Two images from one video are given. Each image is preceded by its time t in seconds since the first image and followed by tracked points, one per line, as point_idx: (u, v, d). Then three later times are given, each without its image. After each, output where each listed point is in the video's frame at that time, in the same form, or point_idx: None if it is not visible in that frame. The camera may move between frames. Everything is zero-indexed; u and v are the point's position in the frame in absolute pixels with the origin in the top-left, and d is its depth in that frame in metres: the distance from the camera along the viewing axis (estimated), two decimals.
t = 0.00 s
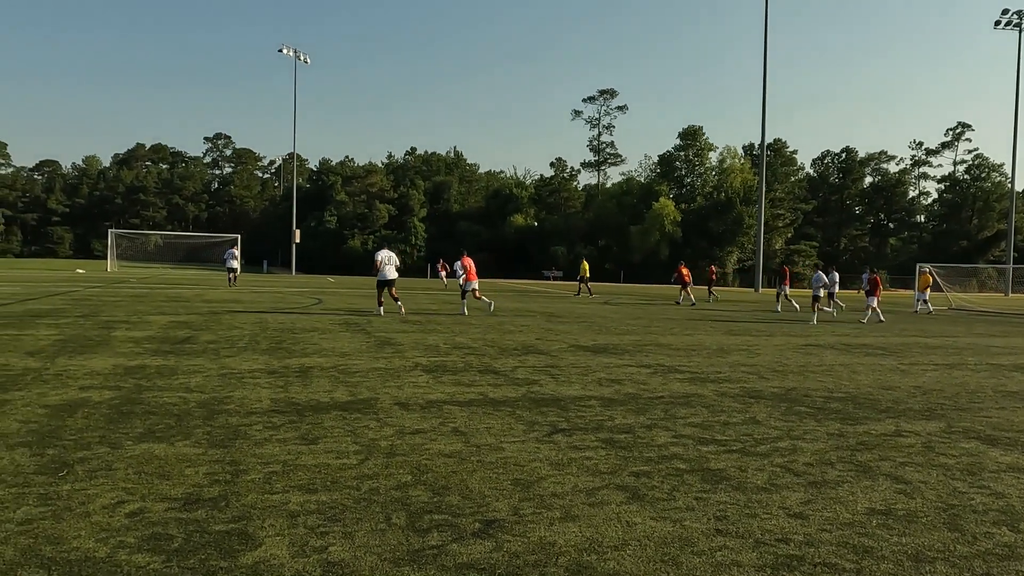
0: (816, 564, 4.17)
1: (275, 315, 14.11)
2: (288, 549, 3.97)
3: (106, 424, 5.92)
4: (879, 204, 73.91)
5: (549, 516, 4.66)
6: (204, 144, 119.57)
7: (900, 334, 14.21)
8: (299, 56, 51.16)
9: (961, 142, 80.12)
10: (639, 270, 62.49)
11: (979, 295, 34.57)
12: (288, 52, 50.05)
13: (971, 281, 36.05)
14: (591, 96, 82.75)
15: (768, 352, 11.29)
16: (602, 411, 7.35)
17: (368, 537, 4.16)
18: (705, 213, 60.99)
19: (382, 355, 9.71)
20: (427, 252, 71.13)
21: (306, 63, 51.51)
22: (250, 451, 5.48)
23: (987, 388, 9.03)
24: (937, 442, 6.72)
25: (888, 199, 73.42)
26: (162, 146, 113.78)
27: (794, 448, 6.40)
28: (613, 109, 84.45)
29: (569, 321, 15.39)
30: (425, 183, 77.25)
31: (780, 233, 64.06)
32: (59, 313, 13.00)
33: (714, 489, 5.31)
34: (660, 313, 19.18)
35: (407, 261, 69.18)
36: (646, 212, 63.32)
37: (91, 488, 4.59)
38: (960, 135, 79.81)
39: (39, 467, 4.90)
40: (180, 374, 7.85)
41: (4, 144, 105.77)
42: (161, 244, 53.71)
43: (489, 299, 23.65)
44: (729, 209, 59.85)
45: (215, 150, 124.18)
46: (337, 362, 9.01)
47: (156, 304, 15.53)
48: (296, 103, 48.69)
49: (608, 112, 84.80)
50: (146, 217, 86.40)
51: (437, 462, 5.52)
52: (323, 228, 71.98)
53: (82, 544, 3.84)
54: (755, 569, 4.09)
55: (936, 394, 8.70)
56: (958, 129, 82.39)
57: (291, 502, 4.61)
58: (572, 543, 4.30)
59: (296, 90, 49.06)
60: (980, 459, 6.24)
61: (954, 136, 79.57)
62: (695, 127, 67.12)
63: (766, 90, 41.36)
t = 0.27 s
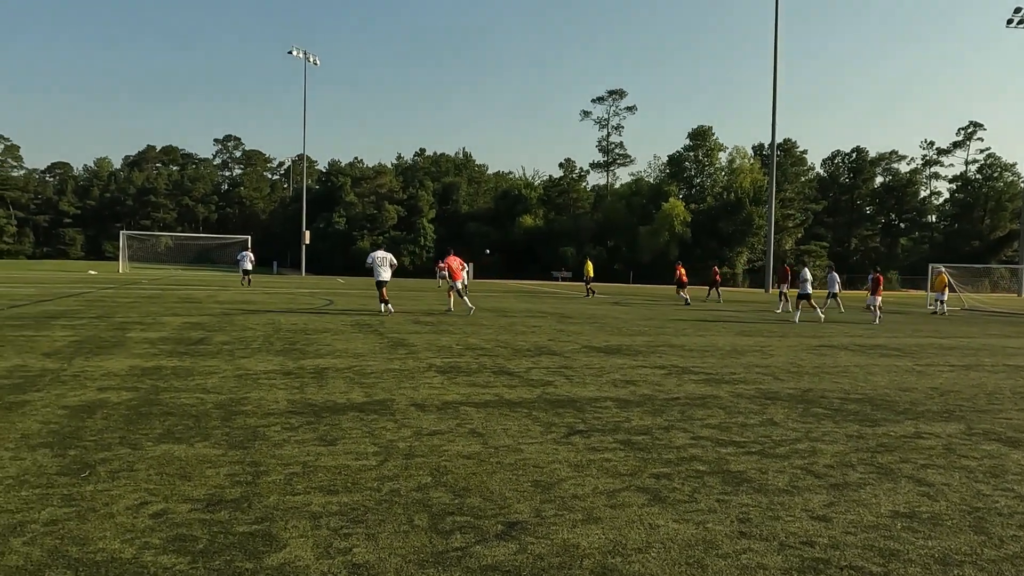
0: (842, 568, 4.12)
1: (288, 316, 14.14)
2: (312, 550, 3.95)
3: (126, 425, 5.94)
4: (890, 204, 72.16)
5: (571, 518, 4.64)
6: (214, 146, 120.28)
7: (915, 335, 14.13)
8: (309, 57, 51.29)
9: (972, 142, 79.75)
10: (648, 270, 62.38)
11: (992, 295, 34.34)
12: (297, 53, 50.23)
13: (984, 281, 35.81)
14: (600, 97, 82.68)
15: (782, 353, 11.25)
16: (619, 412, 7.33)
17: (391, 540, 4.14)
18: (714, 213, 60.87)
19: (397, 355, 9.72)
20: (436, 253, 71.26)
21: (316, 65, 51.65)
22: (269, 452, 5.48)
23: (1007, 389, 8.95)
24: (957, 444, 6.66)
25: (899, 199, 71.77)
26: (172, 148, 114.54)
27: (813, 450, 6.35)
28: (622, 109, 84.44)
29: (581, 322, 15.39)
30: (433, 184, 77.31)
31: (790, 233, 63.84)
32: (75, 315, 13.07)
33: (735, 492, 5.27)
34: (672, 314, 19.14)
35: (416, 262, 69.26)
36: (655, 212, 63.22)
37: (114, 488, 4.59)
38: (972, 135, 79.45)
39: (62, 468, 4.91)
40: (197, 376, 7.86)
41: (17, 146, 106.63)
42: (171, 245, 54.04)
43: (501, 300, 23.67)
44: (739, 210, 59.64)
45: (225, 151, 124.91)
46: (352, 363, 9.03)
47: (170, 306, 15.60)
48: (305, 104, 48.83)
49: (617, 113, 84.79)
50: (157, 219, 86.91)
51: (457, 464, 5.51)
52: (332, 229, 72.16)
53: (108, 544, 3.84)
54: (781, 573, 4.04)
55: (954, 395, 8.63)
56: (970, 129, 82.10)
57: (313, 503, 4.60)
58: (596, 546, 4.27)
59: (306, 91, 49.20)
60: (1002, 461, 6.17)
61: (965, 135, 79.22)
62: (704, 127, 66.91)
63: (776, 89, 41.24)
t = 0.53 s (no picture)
0: (866, 570, 4.07)
1: (300, 317, 14.18)
2: (333, 550, 3.93)
3: (143, 425, 5.95)
4: (901, 204, 72.36)
5: (590, 519, 4.62)
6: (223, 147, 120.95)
7: (931, 336, 14.03)
8: (317, 59, 51.50)
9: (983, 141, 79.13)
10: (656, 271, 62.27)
11: (1005, 296, 34.12)
12: (305, 55, 50.43)
13: (996, 281, 35.54)
14: (607, 98, 82.70)
15: (795, 354, 11.19)
16: (634, 412, 7.31)
17: (411, 540, 4.13)
18: (723, 214, 60.85)
19: (409, 356, 9.73)
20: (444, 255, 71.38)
21: (324, 66, 51.83)
22: (286, 452, 5.49)
23: None
24: (976, 446, 6.59)
25: (909, 199, 72.03)
26: (182, 150, 115.27)
27: (830, 451, 6.31)
28: (630, 110, 84.46)
29: (593, 323, 15.39)
30: (441, 185, 77.41)
31: (799, 234, 63.58)
32: (88, 315, 13.13)
33: (754, 493, 5.23)
34: (683, 315, 19.10)
35: (423, 264, 69.23)
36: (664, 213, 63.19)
37: (134, 488, 4.61)
38: (983, 134, 78.82)
39: (82, 467, 4.92)
40: (211, 376, 7.87)
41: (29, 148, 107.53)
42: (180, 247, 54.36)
43: (510, 301, 23.71)
44: (748, 210, 59.62)
45: (234, 153, 125.54)
46: (364, 363, 9.04)
47: (182, 306, 15.66)
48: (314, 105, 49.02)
49: (625, 113, 84.80)
50: (166, 220, 87.40)
51: (474, 464, 5.49)
52: (340, 231, 72.41)
53: (129, 544, 3.84)
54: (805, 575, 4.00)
55: (971, 396, 8.56)
56: (981, 129, 81.51)
57: (332, 503, 4.59)
58: (617, 547, 4.25)
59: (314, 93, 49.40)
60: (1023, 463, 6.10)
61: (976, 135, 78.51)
62: (712, 128, 66.88)
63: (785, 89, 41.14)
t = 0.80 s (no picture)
0: (880, 571, 4.05)
1: (307, 318, 14.18)
2: (345, 550, 3.94)
3: (155, 425, 5.98)
4: (909, 204, 71.99)
5: (602, 519, 4.61)
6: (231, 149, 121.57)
7: (940, 336, 13.96)
8: (324, 60, 51.70)
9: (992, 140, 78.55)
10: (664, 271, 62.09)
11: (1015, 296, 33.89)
12: (313, 56, 50.64)
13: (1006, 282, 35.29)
14: (614, 98, 82.65)
15: (804, 355, 11.15)
16: (643, 413, 7.30)
17: (423, 540, 4.14)
18: (730, 214, 60.70)
19: (417, 356, 9.74)
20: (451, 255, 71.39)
21: (331, 67, 52.00)
22: (298, 453, 5.50)
23: None
24: (988, 447, 6.55)
25: (918, 198, 71.72)
26: (190, 151, 115.88)
27: (841, 452, 6.28)
28: (637, 110, 84.43)
29: (600, 323, 15.38)
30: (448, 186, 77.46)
31: (806, 234, 63.36)
32: (98, 316, 13.17)
33: (766, 494, 5.21)
34: (692, 315, 19.06)
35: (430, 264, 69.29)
36: (671, 213, 63.03)
37: (147, 487, 4.63)
38: (992, 134, 78.41)
39: (94, 468, 4.94)
40: (221, 377, 7.90)
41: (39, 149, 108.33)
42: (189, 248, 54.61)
43: (518, 302, 23.74)
44: (755, 210, 59.43)
45: (241, 154, 126.13)
46: (374, 364, 9.06)
47: (190, 307, 15.71)
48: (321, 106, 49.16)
49: (632, 114, 84.78)
50: (174, 221, 87.82)
51: (484, 464, 5.49)
52: (347, 232, 72.59)
53: (143, 544, 3.86)
54: None
55: (982, 397, 8.51)
56: (990, 128, 81.07)
57: (344, 503, 4.59)
58: (630, 547, 4.24)
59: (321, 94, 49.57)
60: None
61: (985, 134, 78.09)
62: (720, 128, 66.70)
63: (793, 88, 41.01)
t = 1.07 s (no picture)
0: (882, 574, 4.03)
1: (313, 318, 14.22)
2: (348, 551, 3.96)
3: (161, 427, 6.02)
4: (917, 204, 71.56)
5: (604, 521, 4.61)
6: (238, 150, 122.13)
7: (948, 337, 13.86)
8: (331, 61, 51.89)
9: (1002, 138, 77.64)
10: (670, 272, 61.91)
11: None
12: (319, 57, 50.82)
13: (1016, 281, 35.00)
14: (620, 98, 82.55)
15: (810, 355, 11.10)
16: (647, 414, 7.28)
17: (426, 541, 4.15)
18: (737, 214, 60.47)
19: (423, 357, 9.76)
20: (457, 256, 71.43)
21: (338, 68, 52.17)
22: (302, 454, 5.52)
23: None
24: (994, 448, 6.51)
25: (926, 198, 71.19)
26: (197, 153, 116.46)
27: (846, 453, 6.26)
28: (643, 110, 84.27)
29: (606, 324, 15.37)
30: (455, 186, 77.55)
31: (814, 234, 63.04)
32: (105, 317, 13.28)
33: (770, 495, 5.19)
34: (697, 315, 19.01)
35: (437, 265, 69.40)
36: (678, 213, 62.83)
37: (152, 489, 4.67)
38: (1001, 132, 77.78)
39: (100, 469, 4.99)
40: (226, 378, 7.94)
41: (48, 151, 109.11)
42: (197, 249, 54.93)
43: (523, 302, 23.75)
44: (762, 210, 59.11)
45: (249, 155, 126.65)
46: (379, 365, 9.08)
47: (197, 308, 15.79)
48: (328, 107, 49.33)
49: (638, 113, 84.62)
50: (182, 222, 88.25)
51: (487, 466, 5.50)
52: (354, 233, 72.83)
53: (148, 544, 3.89)
54: None
55: (989, 398, 8.45)
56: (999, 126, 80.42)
57: (347, 505, 4.62)
58: (632, 550, 4.23)
59: (328, 95, 49.74)
60: None
61: (994, 133, 77.47)
62: (726, 127, 66.36)
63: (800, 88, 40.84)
